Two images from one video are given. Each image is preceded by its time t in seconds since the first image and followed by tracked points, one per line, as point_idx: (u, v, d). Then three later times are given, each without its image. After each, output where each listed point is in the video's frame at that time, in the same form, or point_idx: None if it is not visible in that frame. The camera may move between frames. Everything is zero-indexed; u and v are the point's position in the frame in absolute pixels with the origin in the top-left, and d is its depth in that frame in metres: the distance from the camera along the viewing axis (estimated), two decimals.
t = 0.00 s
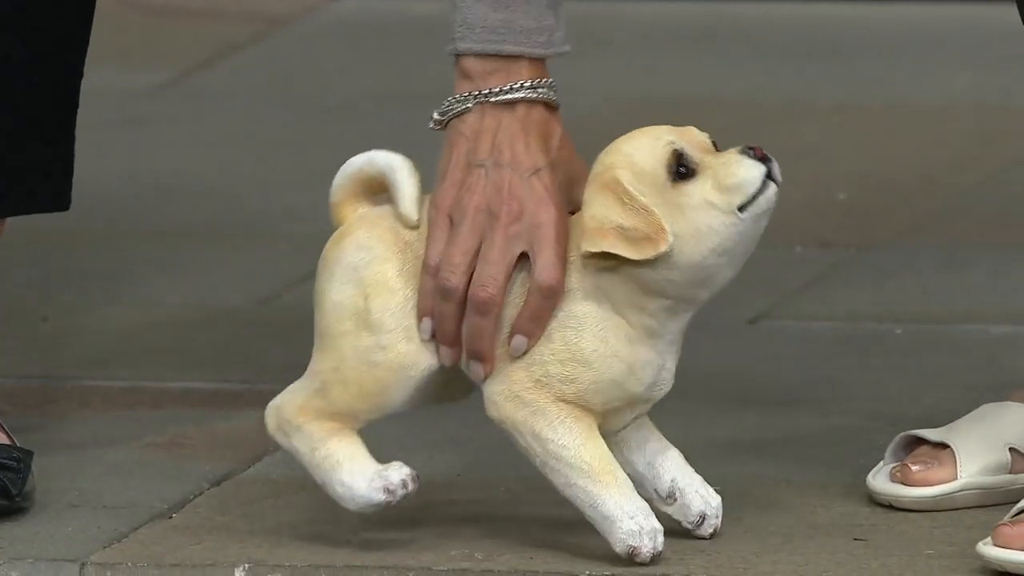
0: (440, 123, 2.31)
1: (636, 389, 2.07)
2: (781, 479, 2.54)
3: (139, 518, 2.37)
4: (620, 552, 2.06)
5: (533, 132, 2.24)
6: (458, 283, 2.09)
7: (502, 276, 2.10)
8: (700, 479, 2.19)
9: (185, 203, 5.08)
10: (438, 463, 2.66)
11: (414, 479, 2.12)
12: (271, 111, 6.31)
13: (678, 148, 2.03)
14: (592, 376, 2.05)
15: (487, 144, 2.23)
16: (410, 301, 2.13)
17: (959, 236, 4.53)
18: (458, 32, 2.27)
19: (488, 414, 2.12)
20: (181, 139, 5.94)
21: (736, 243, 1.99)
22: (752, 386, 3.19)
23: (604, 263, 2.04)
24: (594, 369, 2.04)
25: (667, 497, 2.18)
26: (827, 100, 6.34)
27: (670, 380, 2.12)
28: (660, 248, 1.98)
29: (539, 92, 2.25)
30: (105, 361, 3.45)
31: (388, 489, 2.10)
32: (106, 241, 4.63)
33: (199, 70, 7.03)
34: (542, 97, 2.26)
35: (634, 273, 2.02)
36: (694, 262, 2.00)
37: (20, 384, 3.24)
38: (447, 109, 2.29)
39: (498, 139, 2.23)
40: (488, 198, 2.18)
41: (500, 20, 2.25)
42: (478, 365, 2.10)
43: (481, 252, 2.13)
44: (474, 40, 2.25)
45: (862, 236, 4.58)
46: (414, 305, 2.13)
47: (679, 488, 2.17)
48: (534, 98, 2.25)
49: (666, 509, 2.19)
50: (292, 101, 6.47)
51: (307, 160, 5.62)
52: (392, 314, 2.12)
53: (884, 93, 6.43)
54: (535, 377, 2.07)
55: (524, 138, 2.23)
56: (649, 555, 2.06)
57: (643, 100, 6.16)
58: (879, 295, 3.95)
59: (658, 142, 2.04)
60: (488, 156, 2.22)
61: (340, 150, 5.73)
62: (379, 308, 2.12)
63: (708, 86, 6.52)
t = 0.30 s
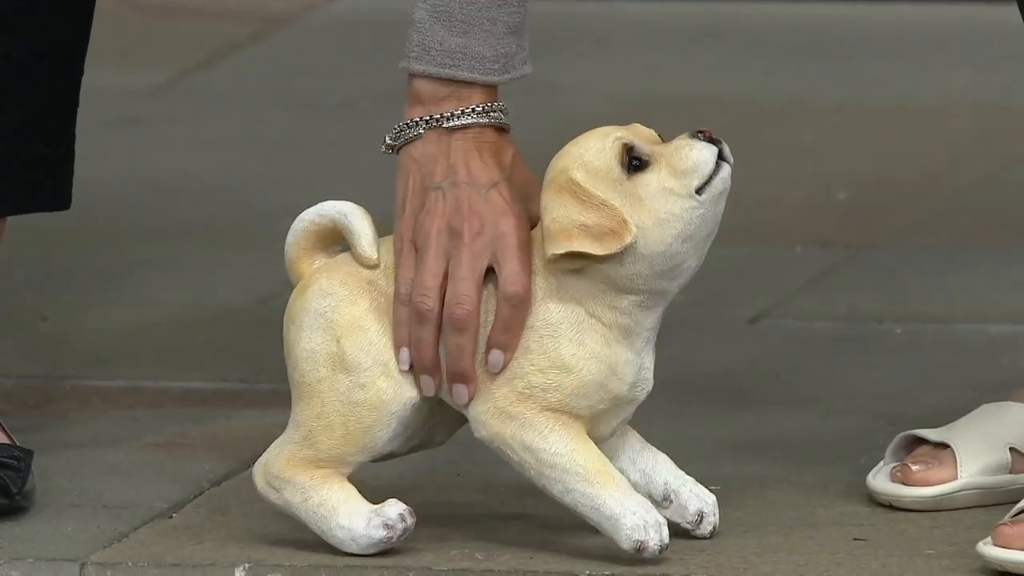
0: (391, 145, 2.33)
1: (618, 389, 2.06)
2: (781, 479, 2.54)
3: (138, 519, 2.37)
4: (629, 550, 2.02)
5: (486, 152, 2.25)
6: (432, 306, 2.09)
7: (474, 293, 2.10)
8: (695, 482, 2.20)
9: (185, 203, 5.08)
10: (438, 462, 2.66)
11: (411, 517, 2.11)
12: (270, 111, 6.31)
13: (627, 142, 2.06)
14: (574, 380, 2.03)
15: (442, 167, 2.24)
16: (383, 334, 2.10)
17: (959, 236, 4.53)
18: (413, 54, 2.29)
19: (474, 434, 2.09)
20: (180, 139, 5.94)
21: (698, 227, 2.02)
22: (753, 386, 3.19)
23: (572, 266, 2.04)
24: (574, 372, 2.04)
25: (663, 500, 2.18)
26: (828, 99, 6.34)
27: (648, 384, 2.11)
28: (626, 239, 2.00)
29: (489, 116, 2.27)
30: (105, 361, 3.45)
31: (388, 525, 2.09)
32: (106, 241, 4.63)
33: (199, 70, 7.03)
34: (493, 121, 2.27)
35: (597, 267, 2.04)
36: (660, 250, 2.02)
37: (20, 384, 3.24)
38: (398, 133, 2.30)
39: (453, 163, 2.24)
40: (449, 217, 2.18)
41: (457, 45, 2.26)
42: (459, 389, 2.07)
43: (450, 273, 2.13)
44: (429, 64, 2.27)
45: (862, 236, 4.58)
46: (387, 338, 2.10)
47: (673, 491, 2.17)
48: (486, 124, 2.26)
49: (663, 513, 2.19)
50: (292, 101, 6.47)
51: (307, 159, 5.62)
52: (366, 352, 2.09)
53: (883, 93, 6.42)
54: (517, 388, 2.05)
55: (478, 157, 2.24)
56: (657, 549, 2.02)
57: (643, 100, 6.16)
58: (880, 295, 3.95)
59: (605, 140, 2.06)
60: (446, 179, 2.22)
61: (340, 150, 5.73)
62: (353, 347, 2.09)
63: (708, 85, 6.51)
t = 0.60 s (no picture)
0: (399, 139, 2.33)
1: (622, 378, 2.06)
2: (787, 475, 2.54)
3: (143, 515, 2.37)
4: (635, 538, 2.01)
5: (492, 145, 2.25)
6: (436, 297, 2.09)
7: (478, 284, 2.10)
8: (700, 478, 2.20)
9: (190, 199, 5.08)
10: (443, 458, 2.66)
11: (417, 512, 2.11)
12: (275, 108, 6.31)
13: (627, 131, 2.06)
14: (577, 369, 2.04)
15: (447, 159, 2.24)
16: (386, 329, 2.11)
17: (964, 231, 4.53)
18: (421, 48, 2.28)
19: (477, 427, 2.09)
20: (185, 135, 5.94)
21: (700, 213, 2.02)
22: (758, 382, 3.19)
23: (574, 254, 2.04)
24: (577, 361, 2.04)
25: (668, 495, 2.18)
26: (834, 95, 6.34)
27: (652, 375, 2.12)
28: (628, 225, 2.00)
29: (495, 110, 2.26)
30: (110, 357, 3.45)
31: (393, 518, 2.08)
32: (111, 237, 4.63)
33: (204, 66, 7.03)
34: (498, 115, 2.26)
35: (599, 255, 2.04)
36: (661, 237, 2.02)
37: (26, 380, 3.24)
38: (405, 126, 2.31)
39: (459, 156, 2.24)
40: (452, 209, 2.18)
41: (464, 39, 2.26)
42: (463, 382, 2.07)
43: (454, 265, 2.13)
44: (436, 57, 2.27)
45: (867, 231, 4.58)
46: (390, 332, 2.10)
47: (678, 486, 2.17)
48: (490, 118, 2.26)
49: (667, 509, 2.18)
50: (297, 97, 6.47)
51: (312, 155, 5.63)
52: (369, 345, 2.09)
53: (888, 89, 6.43)
54: (521, 379, 2.05)
55: (483, 149, 2.24)
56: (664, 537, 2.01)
57: (647, 95, 6.16)
58: (885, 291, 3.95)
59: (605, 130, 2.07)
60: (450, 172, 2.22)
61: (345, 146, 5.73)
62: (355, 342, 2.09)
63: (714, 81, 6.52)
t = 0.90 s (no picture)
0: (410, 139, 2.36)
1: (631, 355, 2.07)
2: (806, 470, 2.54)
3: (162, 510, 2.38)
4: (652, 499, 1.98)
5: (502, 140, 2.27)
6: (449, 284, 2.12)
7: (488, 266, 2.13)
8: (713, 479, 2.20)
9: (208, 194, 5.08)
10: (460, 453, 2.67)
11: (433, 500, 2.08)
12: (293, 102, 6.32)
13: (625, 110, 2.10)
14: (586, 342, 2.04)
15: (456, 155, 2.27)
16: (395, 321, 2.12)
17: (983, 226, 4.53)
18: (435, 52, 2.29)
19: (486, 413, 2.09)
20: (203, 129, 5.95)
21: (701, 183, 2.05)
22: (776, 377, 3.19)
23: (579, 227, 2.06)
24: (586, 335, 2.04)
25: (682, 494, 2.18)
26: (852, 90, 6.33)
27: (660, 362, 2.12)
28: (631, 189, 2.02)
29: (505, 112, 2.28)
30: (128, 352, 3.46)
31: (410, 500, 2.06)
32: (128, 232, 4.64)
33: (222, 61, 7.04)
34: (508, 116, 2.28)
35: (601, 226, 2.05)
36: (664, 205, 2.04)
37: (45, 375, 3.24)
38: (415, 126, 2.33)
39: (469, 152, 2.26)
40: (460, 200, 2.21)
41: (479, 47, 2.27)
42: (474, 365, 2.07)
43: (464, 254, 2.16)
44: (450, 63, 2.28)
45: (885, 227, 4.57)
46: (400, 327, 2.12)
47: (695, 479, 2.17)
48: (500, 118, 2.28)
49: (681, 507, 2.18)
50: (315, 92, 6.48)
51: (330, 150, 5.63)
52: (379, 340, 2.10)
53: (907, 84, 6.42)
54: (531, 354, 2.05)
55: (490, 143, 2.26)
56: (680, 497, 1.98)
57: (665, 91, 6.16)
58: (904, 286, 3.95)
59: (605, 112, 2.11)
60: (458, 167, 2.25)
61: (362, 141, 5.74)
62: (363, 339, 2.10)
63: (732, 76, 6.52)
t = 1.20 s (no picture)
0: (428, 139, 2.35)
1: (649, 346, 2.07)
2: (826, 465, 2.54)
3: (183, 504, 2.38)
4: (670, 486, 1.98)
5: (517, 140, 2.26)
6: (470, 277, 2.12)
7: (503, 260, 2.14)
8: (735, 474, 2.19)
9: (228, 189, 5.09)
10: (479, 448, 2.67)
11: (452, 493, 2.07)
12: (313, 98, 6.32)
13: (641, 104, 2.10)
14: (603, 333, 2.04)
15: (471, 153, 2.26)
16: (413, 317, 2.12)
17: (1004, 220, 4.52)
18: (452, 52, 2.29)
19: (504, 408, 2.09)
20: (223, 124, 5.95)
21: (718, 174, 2.05)
22: (796, 372, 3.19)
23: (595, 219, 2.06)
24: (603, 326, 2.04)
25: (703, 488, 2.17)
26: (873, 85, 6.32)
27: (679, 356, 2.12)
28: (647, 180, 2.02)
29: (520, 112, 2.27)
30: (148, 346, 3.46)
31: (429, 491, 2.05)
32: (149, 227, 4.64)
33: (242, 55, 7.04)
34: (524, 116, 2.28)
35: (618, 216, 2.05)
36: (681, 196, 2.04)
37: (65, 370, 3.25)
38: (433, 125, 2.33)
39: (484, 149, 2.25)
40: (473, 198, 2.21)
41: (496, 47, 2.27)
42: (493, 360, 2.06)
43: (479, 250, 2.16)
44: (466, 63, 2.28)
45: (906, 221, 4.57)
46: (418, 323, 2.12)
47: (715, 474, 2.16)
48: (516, 117, 2.27)
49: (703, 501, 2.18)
50: (334, 88, 6.48)
51: (350, 146, 5.63)
52: (396, 335, 2.11)
53: (928, 79, 6.42)
54: (548, 346, 2.05)
55: (503, 140, 2.25)
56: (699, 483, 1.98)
57: (685, 86, 6.16)
58: (925, 281, 3.95)
59: (621, 106, 2.11)
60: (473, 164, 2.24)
61: (382, 137, 5.74)
62: (381, 335, 2.10)
63: (752, 72, 6.51)
